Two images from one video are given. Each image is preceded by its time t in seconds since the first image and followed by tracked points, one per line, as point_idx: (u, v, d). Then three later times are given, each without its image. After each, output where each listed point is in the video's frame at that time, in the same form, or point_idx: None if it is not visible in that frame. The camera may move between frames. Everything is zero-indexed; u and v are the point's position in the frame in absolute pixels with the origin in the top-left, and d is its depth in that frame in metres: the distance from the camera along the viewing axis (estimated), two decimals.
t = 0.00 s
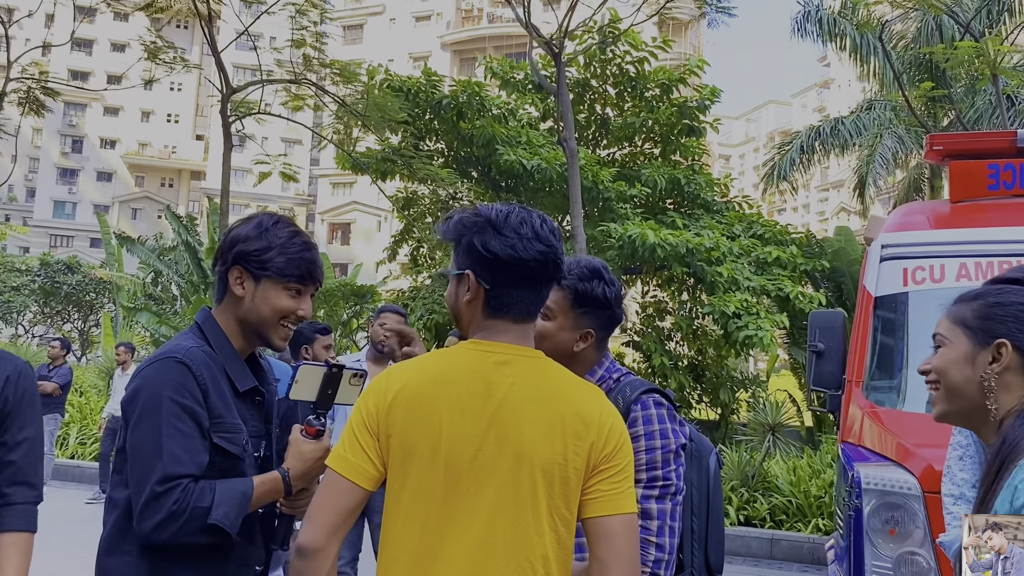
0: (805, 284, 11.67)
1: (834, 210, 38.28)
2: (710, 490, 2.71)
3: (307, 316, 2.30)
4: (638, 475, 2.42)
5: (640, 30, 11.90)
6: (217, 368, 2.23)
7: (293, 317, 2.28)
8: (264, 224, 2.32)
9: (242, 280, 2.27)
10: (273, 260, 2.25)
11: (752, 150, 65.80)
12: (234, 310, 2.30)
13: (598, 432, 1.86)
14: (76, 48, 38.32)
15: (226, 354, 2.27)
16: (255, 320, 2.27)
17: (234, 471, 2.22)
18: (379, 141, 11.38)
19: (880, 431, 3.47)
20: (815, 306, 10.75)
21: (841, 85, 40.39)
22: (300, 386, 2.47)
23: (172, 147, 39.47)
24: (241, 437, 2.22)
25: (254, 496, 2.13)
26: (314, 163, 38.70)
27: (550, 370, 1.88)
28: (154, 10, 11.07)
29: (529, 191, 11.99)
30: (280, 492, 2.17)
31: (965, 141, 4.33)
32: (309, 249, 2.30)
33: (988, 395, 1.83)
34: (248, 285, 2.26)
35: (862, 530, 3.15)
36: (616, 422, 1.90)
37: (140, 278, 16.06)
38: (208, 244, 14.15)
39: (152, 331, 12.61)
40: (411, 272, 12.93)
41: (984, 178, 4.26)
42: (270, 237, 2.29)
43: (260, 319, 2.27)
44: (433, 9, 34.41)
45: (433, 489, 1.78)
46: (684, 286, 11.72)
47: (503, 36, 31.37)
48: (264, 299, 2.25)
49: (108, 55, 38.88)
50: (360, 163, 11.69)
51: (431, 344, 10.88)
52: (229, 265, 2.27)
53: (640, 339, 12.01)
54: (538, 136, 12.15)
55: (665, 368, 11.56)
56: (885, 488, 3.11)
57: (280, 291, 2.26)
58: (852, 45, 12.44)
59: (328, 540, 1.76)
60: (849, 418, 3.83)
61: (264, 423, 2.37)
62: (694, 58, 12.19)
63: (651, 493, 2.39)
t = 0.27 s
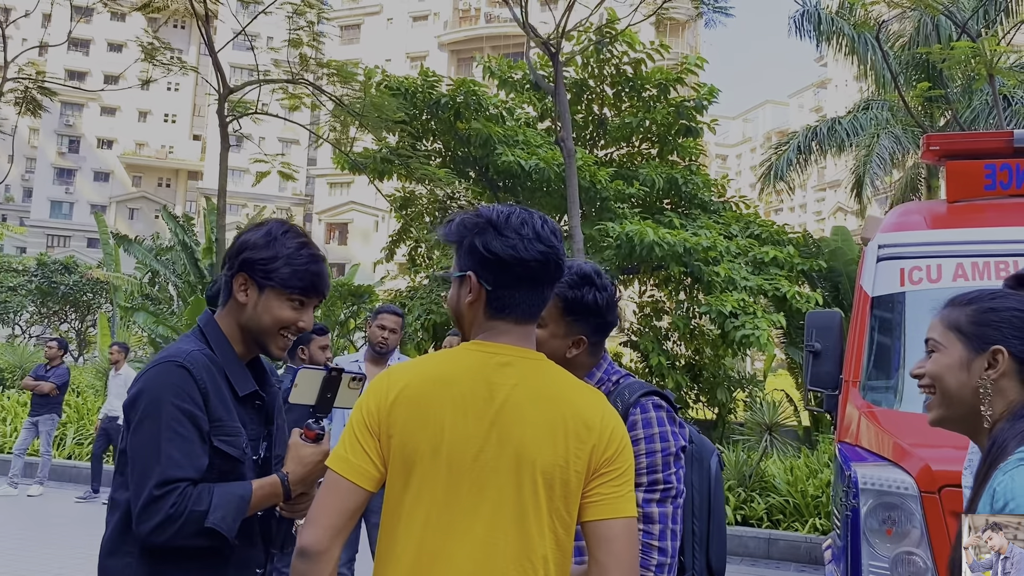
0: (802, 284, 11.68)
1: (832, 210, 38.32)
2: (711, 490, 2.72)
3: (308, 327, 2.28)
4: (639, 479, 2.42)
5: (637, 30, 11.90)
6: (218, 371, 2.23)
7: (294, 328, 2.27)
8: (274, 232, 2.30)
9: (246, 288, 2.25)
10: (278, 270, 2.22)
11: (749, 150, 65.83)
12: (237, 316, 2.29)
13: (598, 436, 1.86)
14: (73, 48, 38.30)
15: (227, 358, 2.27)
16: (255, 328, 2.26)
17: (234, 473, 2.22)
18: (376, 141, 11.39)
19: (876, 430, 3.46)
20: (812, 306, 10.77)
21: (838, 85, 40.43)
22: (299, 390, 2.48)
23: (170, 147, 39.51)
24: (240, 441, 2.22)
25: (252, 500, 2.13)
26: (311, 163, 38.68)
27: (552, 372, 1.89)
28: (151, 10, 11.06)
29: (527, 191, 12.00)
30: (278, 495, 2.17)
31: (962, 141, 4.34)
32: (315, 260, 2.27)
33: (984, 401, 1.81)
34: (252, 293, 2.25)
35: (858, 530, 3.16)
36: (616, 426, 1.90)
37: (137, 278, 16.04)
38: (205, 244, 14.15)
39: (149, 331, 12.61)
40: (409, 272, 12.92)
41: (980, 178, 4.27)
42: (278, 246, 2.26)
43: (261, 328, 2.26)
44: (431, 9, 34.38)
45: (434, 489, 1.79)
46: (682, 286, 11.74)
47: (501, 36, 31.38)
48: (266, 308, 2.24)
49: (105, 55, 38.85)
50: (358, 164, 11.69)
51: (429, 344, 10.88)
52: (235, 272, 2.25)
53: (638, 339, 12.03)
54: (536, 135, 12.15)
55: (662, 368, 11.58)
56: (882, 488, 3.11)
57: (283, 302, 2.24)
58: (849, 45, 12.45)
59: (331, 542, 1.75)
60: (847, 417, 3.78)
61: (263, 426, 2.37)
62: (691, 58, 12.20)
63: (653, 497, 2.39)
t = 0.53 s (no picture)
0: (800, 283, 11.68)
1: (830, 208, 38.33)
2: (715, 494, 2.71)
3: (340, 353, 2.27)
4: (649, 481, 2.41)
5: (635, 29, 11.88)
6: (245, 395, 2.22)
7: (328, 352, 2.26)
8: (313, 255, 2.28)
9: (281, 309, 2.25)
10: (315, 296, 2.21)
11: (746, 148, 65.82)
12: (269, 336, 2.28)
13: (597, 438, 1.84)
14: (70, 47, 38.23)
15: (256, 379, 2.26)
16: (287, 349, 2.25)
17: (254, 499, 2.19)
18: (374, 140, 11.37)
19: (875, 430, 3.45)
20: (811, 305, 10.76)
21: (835, 83, 40.45)
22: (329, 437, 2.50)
23: (167, 146, 39.47)
24: (263, 467, 2.19)
25: (266, 540, 2.11)
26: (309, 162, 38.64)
27: (553, 375, 1.87)
28: (147, 9, 11.02)
29: (525, 190, 12.00)
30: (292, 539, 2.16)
31: (960, 141, 4.34)
32: (353, 288, 2.25)
33: (977, 406, 1.81)
34: (287, 314, 2.24)
35: (857, 530, 3.15)
36: (617, 429, 1.88)
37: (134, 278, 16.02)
38: (203, 244, 14.13)
39: (147, 331, 12.59)
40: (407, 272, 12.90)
41: (980, 178, 4.27)
42: (316, 269, 2.25)
43: (293, 350, 2.25)
44: (428, 7, 34.31)
45: (433, 491, 1.78)
46: (680, 285, 11.74)
47: (499, 34, 31.35)
48: (300, 332, 2.23)
49: (101, 54, 38.76)
50: (355, 163, 11.67)
51: (427, 344, 10.87)
52: (272, 292, 2.25)
53: (636, 338, 12.04)
54: (533, 134, 12.13)
55: (661, 367, 11.57)
56: (882, 488, 3.11)
57: (317, 327, 2.23)
58: (848, 43, 12.43)
59: (338, 550, 1.76)
60: (845, 417, 3.78)
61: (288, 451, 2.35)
62: (689, 56, 12.18)
63: (662, 499, 2.39)
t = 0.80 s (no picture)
0: (800, 282, 11.67)
1: (829, 206, 38.35)
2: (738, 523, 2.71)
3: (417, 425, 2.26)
4: (655, 477, 2.42)
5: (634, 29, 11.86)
6: (318, 451, 2.19)
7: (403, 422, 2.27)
8: (409, 322, 2.22)
9: (367, 372, 2.25)
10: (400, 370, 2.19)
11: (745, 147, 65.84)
12: (354, 392, 2.27)
13: (593, 452, 1.79)
14: (69, 46, 38.23)
15: (330, 435, 2.23)
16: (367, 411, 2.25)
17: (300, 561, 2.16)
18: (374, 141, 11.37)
19: (876, 435, 3.44)
20: (811, 304, 10.76)
21: (834, 81, 40.46)
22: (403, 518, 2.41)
23: (166, 146, 39.50)
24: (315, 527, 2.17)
25: None
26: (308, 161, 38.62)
27: (551, 387, 1.84)
28: (147, 9, 11.01)
29: (524, 190, 12.02)
30: None
31: (963, 143, 4.33)
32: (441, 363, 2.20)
33: (984, 423, 1.73)
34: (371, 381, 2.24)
35: (858, 535, 3.14)
36: (617, 443, 1.83)
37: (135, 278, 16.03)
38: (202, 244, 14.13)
39: (147, 331, 12.59)
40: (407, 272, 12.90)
41: (981, 181, 4.25)
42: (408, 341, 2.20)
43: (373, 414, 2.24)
44: (427, 6, 34.26)
45: (426, 506, 1.78)
46: (680, 284, 11.73)
47: (498, 33, 31.35)
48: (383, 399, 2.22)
49: (100, 53, 38.74)
50: (355, 163, 11.67)
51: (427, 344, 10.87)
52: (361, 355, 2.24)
53: (636, 338, 12.05)
54: (533, 134, 12.12)
55: (661, 367, 11.57)
56: (884, 493, 3.09)
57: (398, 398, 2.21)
58: (847, 43, 12.42)
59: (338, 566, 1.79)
60: (846, 421, 3.75)
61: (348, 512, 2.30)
62: (689, 56, 12.15)
63: (668, 494, 2.41)
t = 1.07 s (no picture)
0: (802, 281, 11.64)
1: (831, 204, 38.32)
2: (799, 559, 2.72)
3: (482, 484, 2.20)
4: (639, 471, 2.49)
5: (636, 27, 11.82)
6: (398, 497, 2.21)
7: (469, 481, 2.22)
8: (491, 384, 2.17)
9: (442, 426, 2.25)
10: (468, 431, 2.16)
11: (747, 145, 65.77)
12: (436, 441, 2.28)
13: (583, 457, 1.71)
14: (71, 45, 38.21)
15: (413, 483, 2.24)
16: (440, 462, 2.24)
17: None
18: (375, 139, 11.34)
19: (881, 435, 3.42)
20: (813, 303, 10.73)
21: (836, 80, 40.42)
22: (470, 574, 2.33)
23: (167, 144, 39.49)
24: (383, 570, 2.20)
25: None
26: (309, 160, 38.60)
27: (546, 390, 1.79)
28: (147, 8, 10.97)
29: (525, 188, 12.01)
30: None
31: (966, 141, 4.31)
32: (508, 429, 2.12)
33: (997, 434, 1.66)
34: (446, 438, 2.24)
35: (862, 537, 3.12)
36: (611, 450, 1.74)
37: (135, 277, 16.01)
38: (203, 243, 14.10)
39: (148, 330, 12.58)
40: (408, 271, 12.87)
41: (985, 179, 4.23)
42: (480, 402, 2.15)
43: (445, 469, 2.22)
44: (429, 5, 34.22)
45: (415, 509, 1.77)
46: (682, 283, 11.70)
47: (499, 32, 31.33)
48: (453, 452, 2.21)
49: (102, 52, 38.71)
50: (356, 162, 11.64)
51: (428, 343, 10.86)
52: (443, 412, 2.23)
53: (638, 336, 12.04)
54: (534, 133, 12.09)
55: (663, 365, 11.55)
56: (888, 494, 3.07)
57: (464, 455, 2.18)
58: (850, 40, 12.37)
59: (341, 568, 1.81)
60: (850, 421, 3.73)
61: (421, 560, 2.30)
62: (691, 55, 12.11)
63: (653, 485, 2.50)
